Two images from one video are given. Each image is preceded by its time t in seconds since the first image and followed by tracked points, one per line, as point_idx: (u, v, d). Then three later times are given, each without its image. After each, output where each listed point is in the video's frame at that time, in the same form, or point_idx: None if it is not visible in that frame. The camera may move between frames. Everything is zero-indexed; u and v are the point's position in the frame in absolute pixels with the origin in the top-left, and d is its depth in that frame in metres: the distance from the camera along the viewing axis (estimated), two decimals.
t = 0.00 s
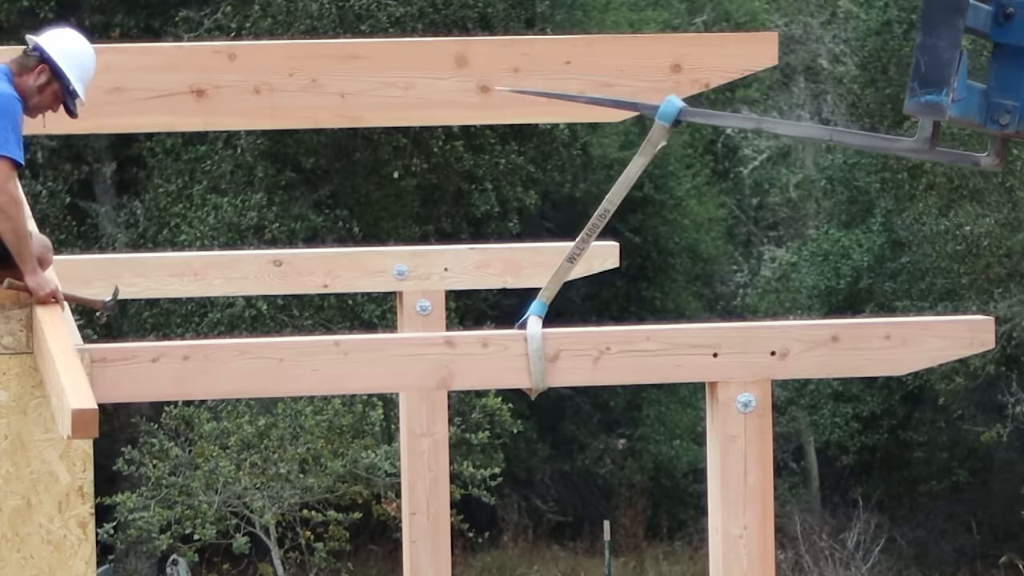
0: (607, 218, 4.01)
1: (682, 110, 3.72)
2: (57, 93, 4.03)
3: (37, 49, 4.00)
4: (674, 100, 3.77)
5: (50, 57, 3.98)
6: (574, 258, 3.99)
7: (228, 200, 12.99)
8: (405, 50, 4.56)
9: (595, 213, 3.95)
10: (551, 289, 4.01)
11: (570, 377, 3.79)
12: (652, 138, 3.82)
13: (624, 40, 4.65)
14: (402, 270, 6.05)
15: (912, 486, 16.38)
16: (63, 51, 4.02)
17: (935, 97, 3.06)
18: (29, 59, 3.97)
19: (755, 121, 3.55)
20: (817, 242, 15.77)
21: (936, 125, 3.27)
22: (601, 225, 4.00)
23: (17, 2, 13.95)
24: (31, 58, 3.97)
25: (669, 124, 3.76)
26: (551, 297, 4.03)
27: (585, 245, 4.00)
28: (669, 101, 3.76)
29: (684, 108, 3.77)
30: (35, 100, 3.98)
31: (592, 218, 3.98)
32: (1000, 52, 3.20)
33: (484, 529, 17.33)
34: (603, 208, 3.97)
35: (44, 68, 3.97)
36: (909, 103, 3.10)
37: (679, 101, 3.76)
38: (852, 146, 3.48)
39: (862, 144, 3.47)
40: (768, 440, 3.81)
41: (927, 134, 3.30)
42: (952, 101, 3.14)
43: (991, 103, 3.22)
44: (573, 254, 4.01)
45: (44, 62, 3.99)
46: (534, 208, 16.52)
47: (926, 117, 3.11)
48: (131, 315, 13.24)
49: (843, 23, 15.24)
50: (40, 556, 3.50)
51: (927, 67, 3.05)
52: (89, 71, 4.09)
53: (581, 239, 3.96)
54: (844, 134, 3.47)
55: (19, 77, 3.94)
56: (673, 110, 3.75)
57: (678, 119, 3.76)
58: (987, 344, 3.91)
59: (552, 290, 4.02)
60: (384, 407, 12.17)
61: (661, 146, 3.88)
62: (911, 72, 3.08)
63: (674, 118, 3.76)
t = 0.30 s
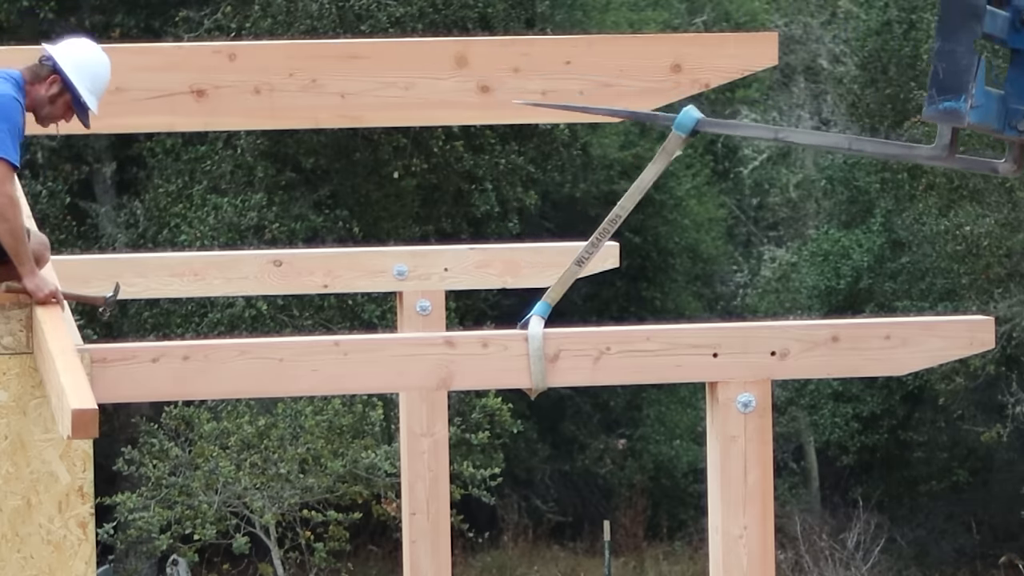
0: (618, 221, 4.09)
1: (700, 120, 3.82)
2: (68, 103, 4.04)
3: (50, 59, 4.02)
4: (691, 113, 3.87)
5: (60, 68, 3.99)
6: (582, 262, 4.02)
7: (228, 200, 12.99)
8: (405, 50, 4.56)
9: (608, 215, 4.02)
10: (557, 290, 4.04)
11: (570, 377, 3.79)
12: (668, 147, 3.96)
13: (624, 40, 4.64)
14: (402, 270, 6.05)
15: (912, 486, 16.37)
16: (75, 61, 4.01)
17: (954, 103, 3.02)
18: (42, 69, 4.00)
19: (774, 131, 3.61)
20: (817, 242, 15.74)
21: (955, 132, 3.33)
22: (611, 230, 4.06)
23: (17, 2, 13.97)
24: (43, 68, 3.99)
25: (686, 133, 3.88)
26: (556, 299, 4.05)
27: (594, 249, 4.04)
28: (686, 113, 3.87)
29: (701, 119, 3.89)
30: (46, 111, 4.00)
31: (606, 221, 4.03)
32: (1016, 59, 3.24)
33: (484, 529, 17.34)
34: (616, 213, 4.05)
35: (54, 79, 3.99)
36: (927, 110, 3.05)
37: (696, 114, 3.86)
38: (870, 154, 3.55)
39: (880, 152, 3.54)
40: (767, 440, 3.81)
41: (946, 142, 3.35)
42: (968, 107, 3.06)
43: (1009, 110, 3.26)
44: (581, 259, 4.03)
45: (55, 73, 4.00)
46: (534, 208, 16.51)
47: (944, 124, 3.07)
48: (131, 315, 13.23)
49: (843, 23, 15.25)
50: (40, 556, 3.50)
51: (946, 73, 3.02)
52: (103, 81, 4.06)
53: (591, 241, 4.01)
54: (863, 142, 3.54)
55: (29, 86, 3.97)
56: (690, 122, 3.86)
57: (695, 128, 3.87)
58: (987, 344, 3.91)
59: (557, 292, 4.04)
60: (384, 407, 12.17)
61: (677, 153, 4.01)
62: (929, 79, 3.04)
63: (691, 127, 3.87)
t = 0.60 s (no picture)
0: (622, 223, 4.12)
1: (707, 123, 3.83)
2: (77, 117, 4.06)
3: (60, 72, 4.04)
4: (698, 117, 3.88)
5: (70, 80, 4.01)
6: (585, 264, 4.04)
7: (228, 200, 13.00)
8: (405, 49, 4.56)
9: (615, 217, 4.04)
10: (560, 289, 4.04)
11: (570, 377, 3.79)
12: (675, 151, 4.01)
13: (624, 40, 4.64)
14: (401, 270, 6.06)
15: (912, 486, 16.38)
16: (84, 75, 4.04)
17: (962, 101, 3.01)
18: (52, 81, 4.02)
19: (782, 133, 3.56)
20: (817, 242, 15.72)
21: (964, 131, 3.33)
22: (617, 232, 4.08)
23: (17, 2, 14.00)
24: (53, 81, 4.02)
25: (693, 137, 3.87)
26: (559, 298, 4.06)
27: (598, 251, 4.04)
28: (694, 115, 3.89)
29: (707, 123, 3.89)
30: (55, 124, 4.03)
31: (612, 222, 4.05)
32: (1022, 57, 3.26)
33: (484, 529, 17.34)
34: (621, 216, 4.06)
35: (64, 91, 4.01)
36: (935, 109, 3.03)
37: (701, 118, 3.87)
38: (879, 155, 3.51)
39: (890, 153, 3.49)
40: (767, 440, 3.81)
41: (954, 141, 3.35)
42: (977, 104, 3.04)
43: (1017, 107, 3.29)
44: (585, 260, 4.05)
45: (65, 85, 4.03)
46: (534, 207, 16.51)
47: (952, 122, 3.05)
48: (131, 315, 13.23)
49: (843, 23, 15.25)
50: (40, 556, 3.50)
51: (954, 71, 3.00)
52: (112, 95, 4.11)
53: (597, 241, 4.01)
54: (872, 143, 3.50)
55: (38, 98, 4.00)
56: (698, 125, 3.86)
57: (702, 132, 3.86)
58: (986, 345, 3.91)
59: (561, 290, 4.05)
60: (384, 407, 12.17)
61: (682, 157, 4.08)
62: (937, 77, 3.02)
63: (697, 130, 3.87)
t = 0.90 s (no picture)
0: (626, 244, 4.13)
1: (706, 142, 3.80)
2: (89, 138, 4.08)
3: (75, 92, 4.07)
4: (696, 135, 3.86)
5: (84, 102, 4.04)
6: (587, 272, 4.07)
7: (228, 200, 13.01)
8: (404, 49, 4.56)
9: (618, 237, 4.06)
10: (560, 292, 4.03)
11: (570, 377, 3.79)
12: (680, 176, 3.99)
13: (624, 40, 4.64)
14: (401, 270, 6.06)
15: (912, 486, 16.37)
16: (100, 96, 4.06)
17: (959, 107, 3.14)
18: (66, 101, 4.04)
19: (780, 147, 3.63)
20: (817, 242, 15.70)
21: (962, 137, 3.46)
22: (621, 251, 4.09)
23: (17, 2, 14.04)
24: (68, 101, 4.04)
25: (696, 159, 3.86)
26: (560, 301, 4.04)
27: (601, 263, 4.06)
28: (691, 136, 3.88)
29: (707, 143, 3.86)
30: (67, 143, 4.05)
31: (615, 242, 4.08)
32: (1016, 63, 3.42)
33: (484, 529, 17.34)
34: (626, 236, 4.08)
35: (79, 112, 4.04)
36: (934, 115, 3.17)
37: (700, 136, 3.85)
38: (879, 165, 3.61)
39: (890, 162, 3.59)
40: (767, 440, 3.82)
41: (952, 147, 3.48)
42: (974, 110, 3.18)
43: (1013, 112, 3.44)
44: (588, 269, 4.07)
45: (80, 106, 4.05)
46: (533, 207, 16.51)
47: (950, 128, 3.20)
48: (131, 315, 13.23)
49: (843, 23, 15.25)
50: (40, 556, 3.51)
51: (949, 78, 3.14)
52: (126, 118, 4.10)
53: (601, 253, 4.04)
54: (871, 153, 3.60)
55: (51, 117, 4.02)
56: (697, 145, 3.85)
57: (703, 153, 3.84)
58: (987, 344, 3.91)
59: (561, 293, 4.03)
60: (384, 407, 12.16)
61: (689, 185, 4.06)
62: (933, 84, 3.16)
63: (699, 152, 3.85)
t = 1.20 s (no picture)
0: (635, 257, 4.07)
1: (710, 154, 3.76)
2: (92, 142, 4.06)
3: (79, 96, 4.04)
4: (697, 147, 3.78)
5: (87, 106, 4.01)
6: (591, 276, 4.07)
7: (228, 200, 13.01)
8: (404, 49, 4.56)
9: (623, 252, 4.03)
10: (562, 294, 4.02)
11: (571, 377, 3.79)
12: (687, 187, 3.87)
13: (623, 40, 4.63)
14: (401, 270, 6.06)
15: (912, 486, 16.38)
16: (102, 100, 4.01)
17: (959, 107, 3.17)
18: (70, 105, 4.03)
19: (782, 155, 3.67)
20: (817, 242, 15.71)
21: (962, 138, 3.51)
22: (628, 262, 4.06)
23: (17, 2, 14.05)
24: (71, 105, 4.03)
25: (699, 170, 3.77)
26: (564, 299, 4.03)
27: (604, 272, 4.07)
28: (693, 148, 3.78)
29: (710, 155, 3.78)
30: (69, 147, 4.05)
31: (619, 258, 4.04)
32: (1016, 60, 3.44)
33: (484, 529, 17.33)
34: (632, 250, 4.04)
35: (81, 116, 4.02)
36: (934, 116, 3.20)
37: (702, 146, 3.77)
38: (881, 169, 3.61)
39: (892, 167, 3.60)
40: (767, 440, 3.82)
41: (953, 148, 3.53)
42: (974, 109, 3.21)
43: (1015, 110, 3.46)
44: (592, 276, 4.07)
45: (83, 110, 4.03)
46: (533, 207, 16.51)
47: (952, 128, 3.22)
48: (131, 315, 13.22)
49: (843, 23, 15.25)
50: (39, 556, 3.51)
51: (948, 79, 3.16)
52: (128, 124, 4.05)
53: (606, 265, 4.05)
54: (872, 157, 3.61)
55: (54, 121, 4.02)
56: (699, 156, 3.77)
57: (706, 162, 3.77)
58: (987, 344, 3.91)
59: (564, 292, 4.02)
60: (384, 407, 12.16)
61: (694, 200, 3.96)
62: (933, 85, 3.18)
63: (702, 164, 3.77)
